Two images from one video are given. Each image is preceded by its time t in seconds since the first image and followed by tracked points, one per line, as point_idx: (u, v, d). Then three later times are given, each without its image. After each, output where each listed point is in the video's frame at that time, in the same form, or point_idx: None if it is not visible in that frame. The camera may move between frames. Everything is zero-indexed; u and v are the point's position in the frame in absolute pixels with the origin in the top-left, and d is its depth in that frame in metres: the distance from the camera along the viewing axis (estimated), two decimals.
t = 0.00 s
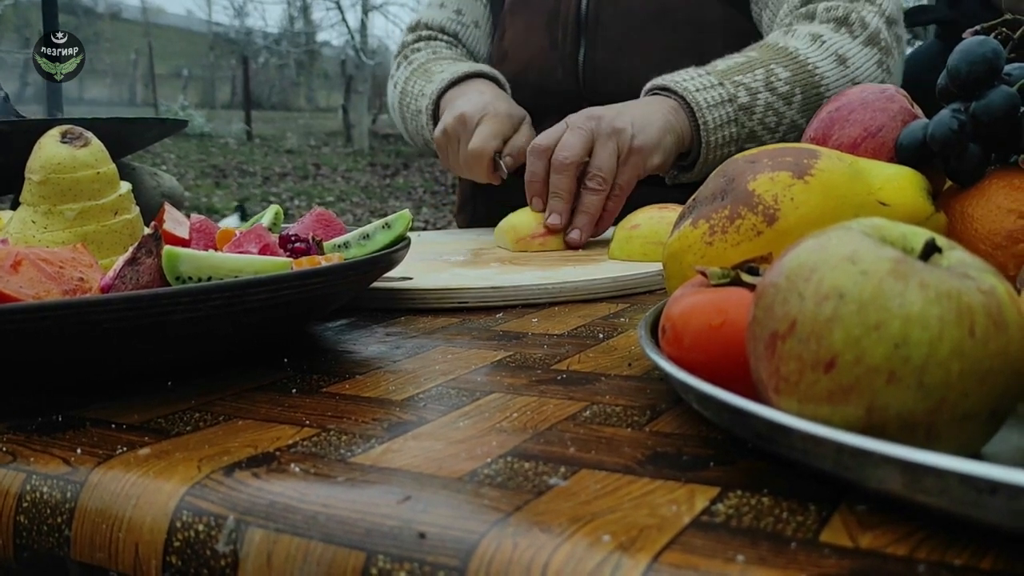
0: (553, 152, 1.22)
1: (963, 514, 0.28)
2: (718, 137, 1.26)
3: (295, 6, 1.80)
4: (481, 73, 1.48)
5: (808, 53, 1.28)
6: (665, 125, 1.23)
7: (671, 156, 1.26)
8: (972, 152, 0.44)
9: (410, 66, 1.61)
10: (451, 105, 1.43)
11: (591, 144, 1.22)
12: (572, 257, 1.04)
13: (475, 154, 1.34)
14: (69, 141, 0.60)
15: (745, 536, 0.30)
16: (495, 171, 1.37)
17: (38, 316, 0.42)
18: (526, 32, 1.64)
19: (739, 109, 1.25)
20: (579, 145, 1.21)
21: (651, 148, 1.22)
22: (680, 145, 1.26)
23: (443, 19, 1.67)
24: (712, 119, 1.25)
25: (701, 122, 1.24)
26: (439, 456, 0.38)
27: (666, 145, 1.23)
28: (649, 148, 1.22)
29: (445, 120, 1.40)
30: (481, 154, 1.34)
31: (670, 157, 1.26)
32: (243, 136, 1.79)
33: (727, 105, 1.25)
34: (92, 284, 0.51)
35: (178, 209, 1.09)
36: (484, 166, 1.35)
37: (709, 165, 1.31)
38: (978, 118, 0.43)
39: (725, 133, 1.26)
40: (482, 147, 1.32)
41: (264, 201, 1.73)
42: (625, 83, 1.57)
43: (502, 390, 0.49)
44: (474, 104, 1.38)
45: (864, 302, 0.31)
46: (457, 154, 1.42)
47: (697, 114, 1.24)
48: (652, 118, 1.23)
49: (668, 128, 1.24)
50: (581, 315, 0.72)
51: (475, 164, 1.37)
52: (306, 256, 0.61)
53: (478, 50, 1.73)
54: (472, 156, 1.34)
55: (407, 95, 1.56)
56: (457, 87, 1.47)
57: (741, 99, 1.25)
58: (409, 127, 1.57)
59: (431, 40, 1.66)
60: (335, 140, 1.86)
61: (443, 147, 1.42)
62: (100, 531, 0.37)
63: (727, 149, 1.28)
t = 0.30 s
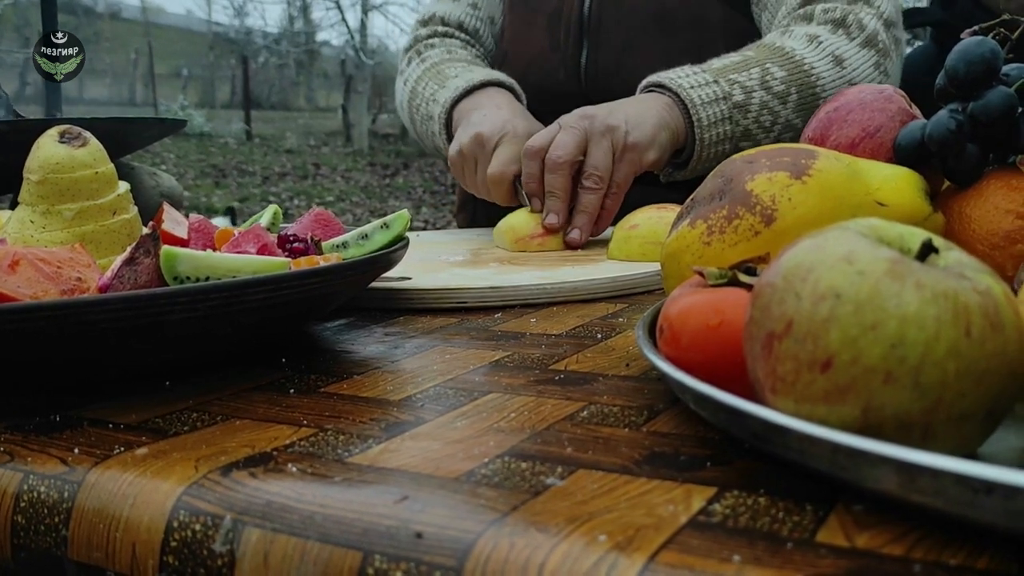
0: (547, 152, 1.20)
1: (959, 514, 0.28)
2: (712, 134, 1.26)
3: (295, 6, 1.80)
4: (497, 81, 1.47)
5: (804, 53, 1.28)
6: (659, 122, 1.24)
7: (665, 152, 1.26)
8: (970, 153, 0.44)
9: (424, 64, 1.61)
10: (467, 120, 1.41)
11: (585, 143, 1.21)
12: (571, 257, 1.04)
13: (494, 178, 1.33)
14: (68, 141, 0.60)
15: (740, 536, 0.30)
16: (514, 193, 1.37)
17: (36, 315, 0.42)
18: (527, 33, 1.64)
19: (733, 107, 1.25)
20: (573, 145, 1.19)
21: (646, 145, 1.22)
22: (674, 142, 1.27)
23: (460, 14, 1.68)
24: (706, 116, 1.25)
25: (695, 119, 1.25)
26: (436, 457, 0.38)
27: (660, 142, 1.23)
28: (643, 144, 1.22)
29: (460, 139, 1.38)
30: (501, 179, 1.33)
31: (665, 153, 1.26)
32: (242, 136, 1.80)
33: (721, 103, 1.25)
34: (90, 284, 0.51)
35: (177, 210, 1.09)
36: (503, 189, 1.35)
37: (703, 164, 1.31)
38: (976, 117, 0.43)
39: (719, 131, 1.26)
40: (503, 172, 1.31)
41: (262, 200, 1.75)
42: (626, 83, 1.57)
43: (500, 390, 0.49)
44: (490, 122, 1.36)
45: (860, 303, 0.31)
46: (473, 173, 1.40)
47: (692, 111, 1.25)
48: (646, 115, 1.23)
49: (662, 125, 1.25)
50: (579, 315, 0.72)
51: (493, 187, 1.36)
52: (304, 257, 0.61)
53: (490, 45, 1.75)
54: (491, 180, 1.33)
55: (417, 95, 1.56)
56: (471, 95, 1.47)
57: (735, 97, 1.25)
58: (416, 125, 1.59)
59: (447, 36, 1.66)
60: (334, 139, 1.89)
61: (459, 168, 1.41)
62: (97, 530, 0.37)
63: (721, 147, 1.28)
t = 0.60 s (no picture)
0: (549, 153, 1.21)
1: (954, 513, 0.28)
2: (715, 141, 1.27)
3: (295, 6, 1.79)
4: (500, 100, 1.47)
5: (805, 58, 1.28)
6: (662, 127, 1.24)
7: (668, 157, 1.26)
8: (967, 153, 0.44)
9: (424, 71, 1.62)
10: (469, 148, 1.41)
11: (587, 146, 1.22)
12: (569, 257, 1.04)
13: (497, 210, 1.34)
14: (67, 141, 0.60)
15: (737, 536, 0.30)
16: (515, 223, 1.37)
17: (34, 315, 0.42)
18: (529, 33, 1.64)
19: (735, 113, 1.26)
20: (575, 146, 1.21)
21: (648, 150, 1.23)
22: (677, 147, 1.27)
23: (458, 10, 1.69)
24: (709, 123, 1.25)
25: (697, 126, 1.25)
26: (434, 456, 0.38)
27: (662, 147, 1.24)
28: (646, 148, 1.22)
29: (463, 169, 1.38)
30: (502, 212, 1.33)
31: (667, 158, 1.26)
32: (242, 135, 1.80)
33: (723, 109, 1.26)
34: (88, 284, 0.51)
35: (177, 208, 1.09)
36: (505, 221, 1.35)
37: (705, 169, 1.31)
38: (973, 119, 0.43)
39: (722, 137, 1.27)
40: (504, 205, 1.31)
41: (262, 201, 1.72)
42: (626, 83, 1.57)
43: (498, 390, 0.49)
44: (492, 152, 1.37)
45: (856, 303, 0.31)
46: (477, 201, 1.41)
47: (694, 118, 1.25)
48: (649, 120, 1.24)
49: (665, 130, 1.25)
50: (577, 315, 0.72)
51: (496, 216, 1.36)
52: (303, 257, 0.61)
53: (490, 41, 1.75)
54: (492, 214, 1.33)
55: (418, 105, 1.58)
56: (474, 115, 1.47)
57: (737, 103, 1.26)
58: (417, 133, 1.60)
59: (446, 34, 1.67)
60: (334, 139, 1.88)
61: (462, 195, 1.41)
62: (95, 530, 0.37)
63: (723, 153, 1.29)
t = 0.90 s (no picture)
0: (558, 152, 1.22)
1: (952, 515, 0.28)
2: (721, 149, 1.27)
3: (294, 5, 1.78)
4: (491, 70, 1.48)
5: (810, 68, 1.28)
6: (668, 136, 1.25)
7: (672, 165, 1.27)
8: (966, 154, 0.44)
9: (419, 60, 1.62)
10: (462, 106, 1.43)
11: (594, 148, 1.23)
12: (567, 257, 1.04)
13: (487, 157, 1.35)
14: (65, 140, 0.60)
15: (733, 536, 0.29)
16: (507, 171, 1.38)
17: (31, 314, 0.42)
18: (530, 33, 1.64)
19: (741, 122, 1.26)
20: (584, 148, 1.21)
21: (654, 156, 1.23)
22: (683, 155, 1.27)
23: (450, 11, 1.68)
24: (716, 132, 1.25)
25: (703, 135, 1.25)
26: (431, 456, 0.38)
27: (667, 155, 1.24)
28: (651, 155, 1.23)
29: (455, 122, 1.40)
30: (493, 156, 1.35)
31: (672, 165, 1.27)
32: (242, 135, 1.79)
33: (730, 119, 1.25)
34: (85, 284, 0.51)
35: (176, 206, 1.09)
36: (496, 166, 1.36)
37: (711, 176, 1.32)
38: (972, 118, 0.43)
39: (728, 146, 1.27)
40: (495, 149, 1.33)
41: (261, 199, 1.75)
42: (627, 83, 1.57)
43: (495, 390, 0.49)
44: (484, 105, 1.38)
45: (853, 303, 0.31)
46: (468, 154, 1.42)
47: (700, 127, 1.25)
48: (656, 127, 1.25)
49: (672, 138, 1.25)
50: (576, 315, 0.72)
51: (486, 165, 1.37)
52: (301, 257, 0.61)
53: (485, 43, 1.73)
54: (483, 158, 1.35)
55: (414, 89, 1.57)
56: (467, 84, 1.48)
57: (743, 112, 1.25)
58: (416, 122, 1.60)
59: (439, 32, 1.68)
60: (333, 139, 1.86)
61: (454, 150, 1.43)
62: (91, 530, 0.37)
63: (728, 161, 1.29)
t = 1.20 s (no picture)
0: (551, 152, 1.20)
1: (944, 516, 0.27)
2: (717, 149, 1.27)
3: (294, 5, 1.79)
4: (498, 77, 1.47)
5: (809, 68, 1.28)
6: (664, 133, 1.24)
7: (668, 163, 1.27)
8: (963, 153, 0.44)
9: (426, 53, 1.62)
10: (467, 121, 1.42)
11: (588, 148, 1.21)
12: (565, 257, 1.04)
13: (497, 183, 1.33)
14: (58, 139, 0.60)
15: (725, 538, 0.29)
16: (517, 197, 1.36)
17: (23, 314, 0.42)
18: (530, 32, 1.64)
19: (737, 122, 1.25)
20: (578, 147, 1.20)
21: (649, 154, 1.23)
22: (679, 152, 1.27)
23: (465, 4, 1.67)
24: (711, 131, 1.25)
25: (699, 134, 1.25)
26: (423, 457, 0.38)
27: (663, 153, 1.24)
28: (646, 153, 1.22)
29: (461, 142, 1.38)
30: (503, 183, 1.33)
31: (667, 163, 1.26)
32: (241, 135, 1.80)
33: (727, 118, 1.25)
34: (77, 283, 0.51)
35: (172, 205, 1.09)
36: (506, 193, 1.35)
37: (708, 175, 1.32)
38: (968, 117, 0.43)
39: (724, 146, 1.27)
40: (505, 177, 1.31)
41: (261, 199, 1.74)
42: (626, 83, 1.57)
43: (490, 390, 0.49)
44: (491, 123, 1.37)
45: (847, 302, 0.31)
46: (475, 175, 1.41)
47: (696, 126, 1.25)
48: (651, 124, 1.24)
49: (667, 137, 1.25)
50: (572, 315, 0.72)
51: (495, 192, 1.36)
52: (295, 257, 0.61)
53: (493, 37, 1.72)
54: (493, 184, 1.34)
55: (417, 85, 1.57)
56: (472, 90, 1.48)
57: (739, 112, 1.25)
58: (415, 115, 1.60)
59: (451, 25, 1.66)
60: (332, 139, 1.88)
61: (460, 170, 1.41)
62: (81, 531, 0.37)
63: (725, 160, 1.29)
